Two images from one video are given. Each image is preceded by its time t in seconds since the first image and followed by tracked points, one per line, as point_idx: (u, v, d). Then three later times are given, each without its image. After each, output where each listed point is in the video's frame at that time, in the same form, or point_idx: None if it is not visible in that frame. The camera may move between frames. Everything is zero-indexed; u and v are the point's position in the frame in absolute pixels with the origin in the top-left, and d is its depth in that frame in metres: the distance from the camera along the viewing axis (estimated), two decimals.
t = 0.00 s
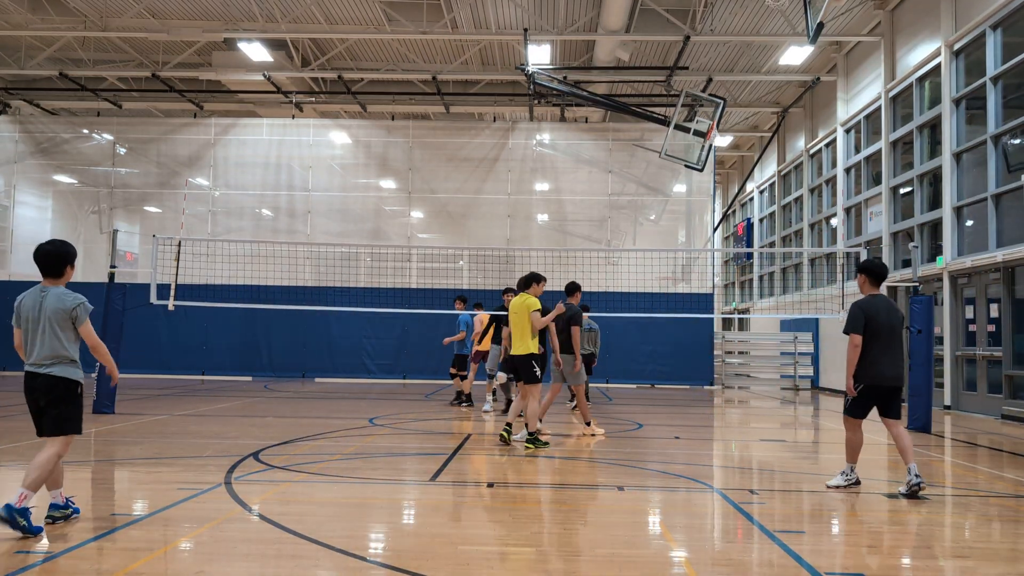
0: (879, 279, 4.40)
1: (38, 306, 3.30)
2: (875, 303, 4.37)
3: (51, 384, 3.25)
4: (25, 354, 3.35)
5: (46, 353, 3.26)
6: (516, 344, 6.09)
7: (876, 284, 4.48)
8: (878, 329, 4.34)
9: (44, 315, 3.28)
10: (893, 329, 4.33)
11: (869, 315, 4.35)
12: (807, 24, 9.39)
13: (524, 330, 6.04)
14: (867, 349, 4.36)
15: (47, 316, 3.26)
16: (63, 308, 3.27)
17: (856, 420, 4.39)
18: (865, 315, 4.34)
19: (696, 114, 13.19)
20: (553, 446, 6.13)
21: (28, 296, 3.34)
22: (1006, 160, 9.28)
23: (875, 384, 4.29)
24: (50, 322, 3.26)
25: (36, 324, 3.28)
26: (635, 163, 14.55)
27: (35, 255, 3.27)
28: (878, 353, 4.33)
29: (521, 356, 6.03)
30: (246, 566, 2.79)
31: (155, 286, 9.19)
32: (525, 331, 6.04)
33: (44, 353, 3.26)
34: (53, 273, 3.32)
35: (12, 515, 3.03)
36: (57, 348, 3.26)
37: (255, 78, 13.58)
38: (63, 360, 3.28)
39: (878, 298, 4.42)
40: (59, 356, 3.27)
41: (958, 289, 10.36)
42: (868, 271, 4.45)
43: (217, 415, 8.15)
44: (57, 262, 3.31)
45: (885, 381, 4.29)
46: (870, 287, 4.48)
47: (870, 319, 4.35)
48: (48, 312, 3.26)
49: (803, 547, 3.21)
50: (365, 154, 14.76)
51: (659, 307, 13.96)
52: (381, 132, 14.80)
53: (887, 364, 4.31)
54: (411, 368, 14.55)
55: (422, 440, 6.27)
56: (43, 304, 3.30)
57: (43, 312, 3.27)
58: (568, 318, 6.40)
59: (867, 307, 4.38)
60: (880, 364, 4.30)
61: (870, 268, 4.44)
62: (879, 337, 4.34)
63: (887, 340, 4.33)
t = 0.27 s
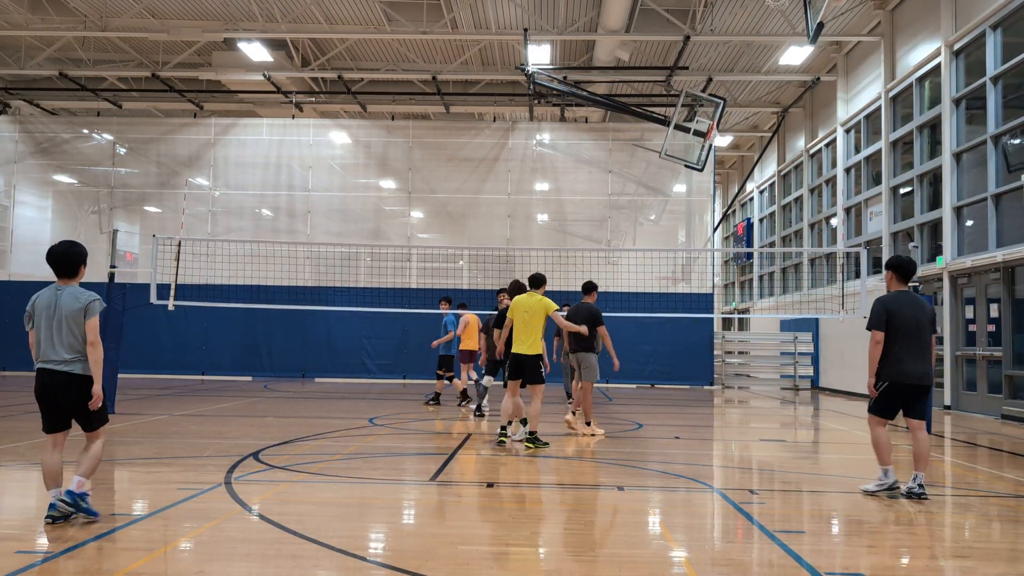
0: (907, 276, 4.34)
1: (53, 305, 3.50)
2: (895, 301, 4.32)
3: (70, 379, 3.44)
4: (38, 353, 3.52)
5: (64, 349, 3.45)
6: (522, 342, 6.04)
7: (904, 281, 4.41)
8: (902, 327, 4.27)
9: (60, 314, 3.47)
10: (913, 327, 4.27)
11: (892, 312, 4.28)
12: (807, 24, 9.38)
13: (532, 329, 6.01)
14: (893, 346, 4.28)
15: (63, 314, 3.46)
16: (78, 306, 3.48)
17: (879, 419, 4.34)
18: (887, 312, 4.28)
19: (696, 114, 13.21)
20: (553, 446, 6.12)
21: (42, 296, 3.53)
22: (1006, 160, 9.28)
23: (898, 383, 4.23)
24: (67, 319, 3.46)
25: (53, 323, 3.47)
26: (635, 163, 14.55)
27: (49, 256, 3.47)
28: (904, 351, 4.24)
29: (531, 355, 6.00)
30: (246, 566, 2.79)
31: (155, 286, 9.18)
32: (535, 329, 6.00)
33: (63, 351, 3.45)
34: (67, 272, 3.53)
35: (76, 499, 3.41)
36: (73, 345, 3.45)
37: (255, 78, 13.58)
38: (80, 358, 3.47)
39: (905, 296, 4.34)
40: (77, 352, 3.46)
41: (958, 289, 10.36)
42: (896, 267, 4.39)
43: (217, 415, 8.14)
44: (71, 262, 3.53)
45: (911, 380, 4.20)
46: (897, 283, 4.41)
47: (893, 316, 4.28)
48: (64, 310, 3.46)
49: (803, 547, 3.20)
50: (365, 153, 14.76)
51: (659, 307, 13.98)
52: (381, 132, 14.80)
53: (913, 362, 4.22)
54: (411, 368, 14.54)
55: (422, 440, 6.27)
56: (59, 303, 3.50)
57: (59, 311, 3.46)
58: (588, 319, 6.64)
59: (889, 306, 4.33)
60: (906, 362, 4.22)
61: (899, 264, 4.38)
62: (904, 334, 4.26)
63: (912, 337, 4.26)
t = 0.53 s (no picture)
0: (923, 275, 4.22)
1: (68, 306, 3.52)
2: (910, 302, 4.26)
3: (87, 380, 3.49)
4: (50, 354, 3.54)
5: (83, 351, 3.50)
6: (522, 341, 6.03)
7: (920, 280, 4.30)
8: (919, 329, 4.18)
9: (78, 315, 3.51)
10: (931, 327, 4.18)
11: (904, 315, 4.21)
12: (807, 24, 9.38)
13: (530, 329, 6.04)
14: (912, 350, 4.19)
15: (82, 317, 3.51)
16: (96, 309, 3.52)
17: (921, 425, 4.14)
18: (898, 316, 4.23)
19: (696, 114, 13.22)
20: (553, 446, 6.13)
21: (58, 296, 3.56)
22: (1006, 160, 9.28)
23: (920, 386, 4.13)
24: (85, 322, 3.51)
25: (70, 324, 3.50)
26: (635, 163, 14.55)
27: (68, 259, 3.51)
28: (923, 354, 4.16)
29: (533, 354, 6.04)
30: (246, 566, 2.79)
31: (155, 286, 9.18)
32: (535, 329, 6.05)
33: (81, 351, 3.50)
34: (84, 275, 3.57)
35: (112, 497, 3.66)
36: (91, 347, 3.51)
37: (255, 78, 13.58)
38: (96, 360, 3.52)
39: (921, 297, 4.24)
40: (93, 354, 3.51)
41: (958, 289, 10.37)
42: (911, 267, 4.26)
43: (217, 415, 8.15)
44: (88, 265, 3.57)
45: (933, 383, 4.11)
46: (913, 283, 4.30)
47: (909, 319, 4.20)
48: (82, 312, 3.51)
49: (803, 547, 3.21)
50: (365, 153, 14.76)
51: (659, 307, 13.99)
52: (381, 132, 14.80)
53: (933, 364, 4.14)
54: (411, 368, 14.54)
55: (422, 441, 6.27)
56: (75, 304, 3.54)
57: (78, 313, 3.51)
58: (609, 321, 6.91)
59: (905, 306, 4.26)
60: (927, 365, 4.13)
61: (913, 264, 4.25)
62: (922, 336, 4.18)
63: (932, 339, 4.16)
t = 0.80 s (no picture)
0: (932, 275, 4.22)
1: (90, 307, 3.66)
2: (926, 302, 4.21)
3: (106, 379, 3.60)
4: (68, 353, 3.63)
5: (103, 351, 3.61)
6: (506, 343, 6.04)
7: (932, 280, 4.29)
8: (937, 330, 4.15)
9: (99, 317, 3.64)
10: (949, 325, 4.15)
11: (920, 318, 4.19)
12: (807, 25, 9.39)
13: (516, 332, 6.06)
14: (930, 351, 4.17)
15: (103, 317, 3.64)
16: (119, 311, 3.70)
17: (951, 426, 4.08)
18: (915, 319, 4.20)
19: (696, 113, 13.24)
20: (552, 446, 6.13)
21: (78, 298, 3.69)
22: (1006, 160, 9.28)
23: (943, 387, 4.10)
24: (106, 322, 3.65)
25: (90, 324, 3.62)
26: (635, 163, 14.55)
27: (93, 261, 3.67)
28: (943, 355, 4.13)
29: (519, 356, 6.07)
30: (246, 566, 2.79)
31: (155, 286, 9.18)
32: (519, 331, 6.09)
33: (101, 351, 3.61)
34: (105, 278, 3.72)
35: (112, 498, 3.67)
36: (112, 348, 3.64)
37: (255, 78, 13.58)
38: (117, 360, 3.66)
39: (935, 297, 4.22)
40: (115, 353, 3.66)
41: (958, 289, 10.37)
42: (921, 268, 4.26)
43: (217, 415, 8.15)
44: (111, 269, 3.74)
45: (956, 383, 4.08)
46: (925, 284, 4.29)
47: (925, 320, 4.17)
48: (105, 313, 3.65)
49: (803, 547, 3.21)
50: (365, 153, 14.76)
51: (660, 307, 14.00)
52: (381, 132, 14.80)
53: (954, 364, 4.11)
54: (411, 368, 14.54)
55: (422, 440, 6.27)
56: (96, 305, 3.68)
57: (99, 314, 3.64)
58: (617, 320, 7.06)
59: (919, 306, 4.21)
60: (947, 366, 4.11)
61: (922, 264, 4.25)
62: (940, 337, 4.15)
63: (950, 339, 4.14)
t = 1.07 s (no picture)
0: (951, 273, 4.23)
1: (107, 304, 3.76)
2: (942, 301, 4.24)
3: (119, 376, 3.70)
4: (81, 350, 3.70)
5: (118, 348, 3.72)
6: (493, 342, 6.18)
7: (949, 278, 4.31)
8: (950, 329, 4.19)
9: (116, 314, 3.75)
10: (961, 326, 4.19)
11: (936, 316, 4.20)
12: (807, 25, 9.39)
13: (503, 332, 6.21)
14: (943, 350, 4.21)
15: (121, 316, 3.75)
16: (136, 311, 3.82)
17: (957, 427, 4.14)
18: (932, 317, 4.21)
19: (696, 114, 13.26)
20: (553, 446, 6.13)
21: (95, 295, 3.77)
22: (1006, 160, 9.28)
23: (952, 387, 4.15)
24: (123, 320, 3.76)
25: (107, 321, 3.72)
26: (635, 163, 14.55)
27: (113, 262, 3.77)
28: (954, 354, 4.17)
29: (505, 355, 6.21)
30: (246, 566, 2.79)
31: (155, 286, 9.17)
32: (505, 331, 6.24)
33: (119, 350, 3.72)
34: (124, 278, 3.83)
35: (112, 498, 3.67)
36: (127, 345, 3.75)
37: (255, 78, 13.58)
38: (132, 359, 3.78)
39: (951, 295, 4.25)
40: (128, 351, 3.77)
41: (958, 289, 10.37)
42: (938, 265, 4.28)
43: (217, 415, 8.14)
44: (131, 270, 3.84)
45: (966, 382, 4.13)
46: (942, 281, 4.31)
47: (940, 318, 4.20)
48: (122, 311, 3.76)
49: (803, 547, 3.20)
50: (365, 153, 14.76)
51: (660, 307, 14.00)
52: (381, 132, 14.80)
53: (965, 364, 4.15)
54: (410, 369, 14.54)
55: (422, 441, 6.27)
56: (113, 304, 3.78)
57: (116, 312, 3.74)
58: (626, 321, 7.12)
59: (936, 305, 4.23)
60: (957, 365, 4.16)
61: (940, 261, 4.26)
62: (952, 337, 4.19)
63: (962, 338, 4.17)
